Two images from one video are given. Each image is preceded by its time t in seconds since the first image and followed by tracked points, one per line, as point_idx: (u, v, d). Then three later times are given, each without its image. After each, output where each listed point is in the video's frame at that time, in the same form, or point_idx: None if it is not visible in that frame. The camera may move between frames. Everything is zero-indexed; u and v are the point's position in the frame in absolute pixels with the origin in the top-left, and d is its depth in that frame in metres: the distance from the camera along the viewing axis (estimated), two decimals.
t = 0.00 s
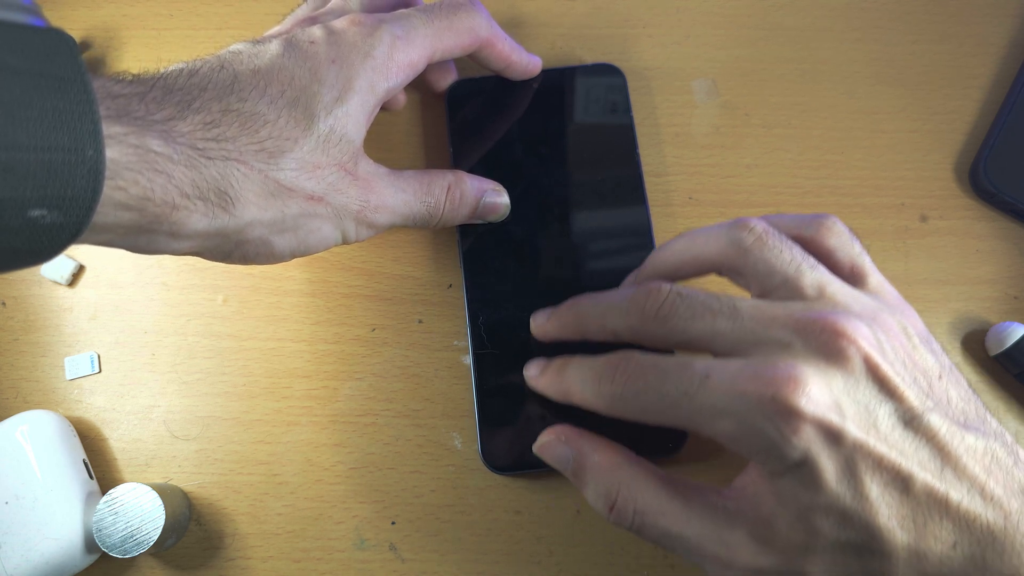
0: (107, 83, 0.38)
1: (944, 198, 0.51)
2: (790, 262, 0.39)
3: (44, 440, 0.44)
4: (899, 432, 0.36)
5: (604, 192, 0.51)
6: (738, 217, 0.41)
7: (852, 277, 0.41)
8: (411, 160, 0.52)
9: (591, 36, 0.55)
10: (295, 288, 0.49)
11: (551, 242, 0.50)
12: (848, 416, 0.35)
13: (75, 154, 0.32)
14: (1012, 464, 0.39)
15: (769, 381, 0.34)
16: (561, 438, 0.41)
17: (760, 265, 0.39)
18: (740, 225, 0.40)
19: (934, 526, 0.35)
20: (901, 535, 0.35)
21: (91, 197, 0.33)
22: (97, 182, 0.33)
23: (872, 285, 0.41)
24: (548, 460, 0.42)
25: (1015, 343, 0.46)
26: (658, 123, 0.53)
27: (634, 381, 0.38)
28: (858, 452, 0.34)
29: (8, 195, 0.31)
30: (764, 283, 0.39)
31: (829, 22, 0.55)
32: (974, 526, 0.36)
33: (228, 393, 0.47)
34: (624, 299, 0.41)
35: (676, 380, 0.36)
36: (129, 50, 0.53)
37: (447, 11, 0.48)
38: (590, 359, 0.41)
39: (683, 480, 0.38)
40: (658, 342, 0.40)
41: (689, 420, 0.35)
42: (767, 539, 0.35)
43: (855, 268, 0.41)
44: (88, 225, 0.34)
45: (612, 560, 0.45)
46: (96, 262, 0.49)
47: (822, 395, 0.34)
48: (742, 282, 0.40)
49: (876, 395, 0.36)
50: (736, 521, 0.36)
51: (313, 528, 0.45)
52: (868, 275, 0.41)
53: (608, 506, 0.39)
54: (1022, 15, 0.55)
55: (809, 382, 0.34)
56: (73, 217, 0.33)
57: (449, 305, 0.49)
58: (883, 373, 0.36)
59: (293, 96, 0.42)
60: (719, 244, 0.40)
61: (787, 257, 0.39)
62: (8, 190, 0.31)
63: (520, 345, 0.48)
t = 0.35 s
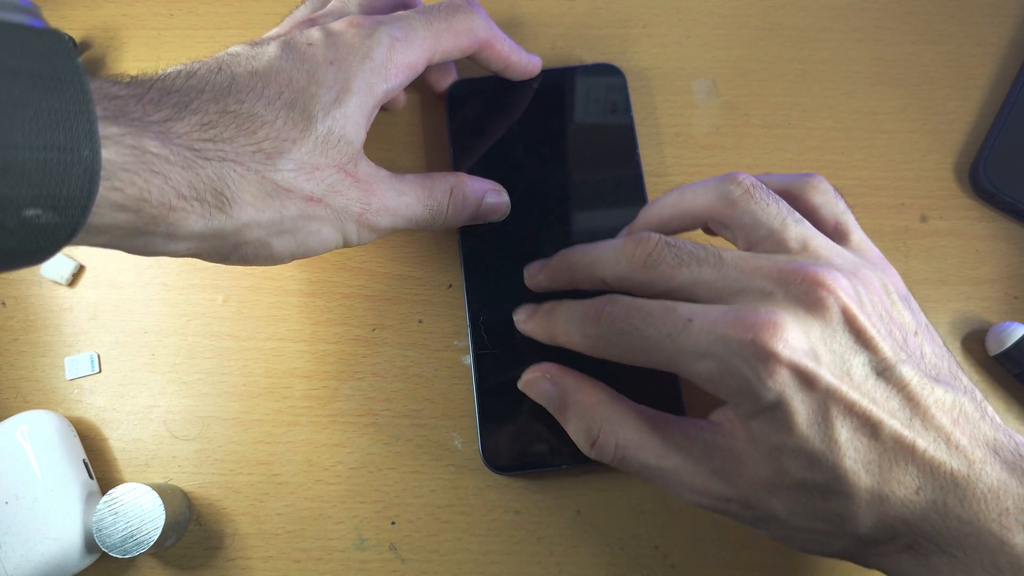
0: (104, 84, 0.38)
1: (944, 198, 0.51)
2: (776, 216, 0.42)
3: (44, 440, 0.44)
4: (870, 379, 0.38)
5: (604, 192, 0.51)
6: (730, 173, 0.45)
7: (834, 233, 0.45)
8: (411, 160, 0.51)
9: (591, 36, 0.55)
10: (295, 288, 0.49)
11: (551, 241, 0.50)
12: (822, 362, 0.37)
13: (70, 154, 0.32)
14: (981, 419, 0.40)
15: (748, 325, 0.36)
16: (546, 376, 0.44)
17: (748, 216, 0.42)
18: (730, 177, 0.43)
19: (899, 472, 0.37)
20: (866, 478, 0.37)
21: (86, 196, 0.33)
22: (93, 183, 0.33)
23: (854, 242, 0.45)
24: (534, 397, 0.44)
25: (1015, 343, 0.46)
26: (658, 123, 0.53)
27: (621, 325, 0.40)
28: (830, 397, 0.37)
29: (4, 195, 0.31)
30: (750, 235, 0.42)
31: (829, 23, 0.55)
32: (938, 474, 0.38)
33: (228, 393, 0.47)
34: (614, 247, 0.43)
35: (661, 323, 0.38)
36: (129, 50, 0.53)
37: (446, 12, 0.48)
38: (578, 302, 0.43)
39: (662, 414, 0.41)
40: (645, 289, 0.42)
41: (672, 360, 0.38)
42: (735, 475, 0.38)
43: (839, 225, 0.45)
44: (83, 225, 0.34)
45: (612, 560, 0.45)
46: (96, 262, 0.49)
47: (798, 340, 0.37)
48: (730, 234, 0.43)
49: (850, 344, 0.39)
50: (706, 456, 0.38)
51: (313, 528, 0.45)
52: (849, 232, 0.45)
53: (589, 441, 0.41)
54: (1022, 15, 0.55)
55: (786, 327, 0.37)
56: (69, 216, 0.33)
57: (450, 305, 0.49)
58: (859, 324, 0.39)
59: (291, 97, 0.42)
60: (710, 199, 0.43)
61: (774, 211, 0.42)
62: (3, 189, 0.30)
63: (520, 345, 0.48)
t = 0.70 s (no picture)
0: (104, 81, 0.38)
1: (944, 197, 0.51)
2: (756, 191, 0.43)
3: (44, 440, 0.44)
4: (844, 348, 0.39)
5: (604, 191, 0.51)
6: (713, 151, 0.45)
7: (817, 209, 0.46)
8: (411, 160, 0.51)
9: (591, 35, 0.55)
10: (295, 288, 0.48)
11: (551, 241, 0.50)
12: (797, 330, 0.38)
13: (67, 148, 0.32)
14: (953, 389, 0.41)
15: (723, 294, 0.36)
16: (537, 337, 0.43)
17: (730, 192, 0.43)
18: (713, 155, 0.44)
19: (870, 439, 0.37)
20: (835, 444, 0.37)
21: (83, 192, 0.33)
22: (90, 178, 0.33)
23: (835, 220, 0.45)
24: (524, 357, 0.44)
25: (1015, 343, 0.46)
26: (658, 123, 0.53)
27: (604, 294, 0.40)
28: (802, 365, 0.37)
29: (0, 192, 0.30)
30: (732, 210, 0.43)
31: (829, 22, 0.55)
32: (908, 442, 0.38)
33: (228, 393, 0.47)
34: (602, 223, 0.43)
35: (643, 292, 0.38)
36: (128, 50, 0.53)
37: (449, 11, 0.47)
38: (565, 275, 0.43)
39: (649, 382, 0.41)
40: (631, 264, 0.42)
41: (653, 328, 0.38)
42: (713, 442, 0.38)
43: (821, 201, 0.46)
44: (82, 222, 0.34)
45: (612, 560, 0.45)
46: (96, 262, 0.49)
47: (773, 309, 0.37)
48: (713, 210, 0.44)
49: (826, 313, 0.39)
50: (685, 422, 0.38)
51: (313, 528, 0.45)
52: (832, 209, 0.46)
53: (574, 403, 0.41)
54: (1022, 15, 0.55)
55: (761, 296, 0.37)
56: (68, 213, 0.33)
57: (450, 305, 0.48)
58: (835, 295, 0.39)
59: (296, 92, 0.42)
60: (694, 174, 0.44)
61: (755, 186, 0.43)
62: None
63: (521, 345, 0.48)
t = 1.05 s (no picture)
0: (95, 69, 0.38)
1: (944, 198, 0.51)
2: (748, 156, 0.43)
3: (44, 439, 0.44)
4: (827, 311, 0.39)
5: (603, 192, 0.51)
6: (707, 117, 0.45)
7: (808, 178, 0.46)
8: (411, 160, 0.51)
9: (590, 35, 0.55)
10: (295, 287, 0.48)
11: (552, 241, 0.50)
12: (780, 290, 0.38)
13: (64, 124, 0.32)
14: (936, 356, 0.41)
15: (709, 253, 0.37)
16: (530, 296, 0.44)
17: (721, 157, 0.43)
18: (707, 120, 0.44)
19: (850, 400, 0.38)
20: (815, 404, 0.38)
21: (84, 170, 0.33)
22: (90, 154, 0.33)
23: (826, 188, 0.45)
24: (515, 316, 0.44)
25: (1015, 343, 0.46)
26: (658, 123, 0.53)
27: (594, 252, 0.41)
28: (784, 323, 0.38)
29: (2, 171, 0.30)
30: (723, 176, 0.43)
31: (829, 22, 0.55)
32: (889, 404, 0.38)
33: (228, 393, 0.47)
34: (595, 184, 0.43)
35: (631, 250, 0.39)
36: (128, 50, 0.53)
37: None
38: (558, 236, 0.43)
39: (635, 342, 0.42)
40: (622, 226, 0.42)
41: (639, 286, 0.39)
42: (696, 399, 0.39)
43: (813, 170, 0.46)
44: (87, 203, 0.34)
45: (611, 560, 0.45)
46: (95, 262, 0.49)
47: (757, 269, 0.38)
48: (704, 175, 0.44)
49: (809, 277, 0.40)
50: (669, 380, 0.39)
51: (313, 528, 0.45)
52: (823, 178, 0.46)
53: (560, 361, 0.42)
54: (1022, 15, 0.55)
55: (745, 256, 0.38)
56: (70, 192, 0.32)
57: (449, 306, 0.48)
58: (820, 259, 0.40)
59: (281, 64, 0.42)
60: (688, 139, 0.44)
61: (747, 152, 0.43)
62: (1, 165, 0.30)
63: (523, 345, 0.47)
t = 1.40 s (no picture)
0: (95, 65, 0.38)
1: (944, 198, 0.51)
2: (751, 103, 0.44)
3: (44, 439, 0.44)
4: (819, 251, 0.42)
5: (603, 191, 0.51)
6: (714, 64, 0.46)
7: (810, 130, 0.47)
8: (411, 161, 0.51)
9: (591, 35, 0.55)
10: (295, 287, 0.48)
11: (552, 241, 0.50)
12: (774, 226, 0.40)
13: (64, 120, 0.32)
14: (923, 302, 0.43)
15: (707, 189, 0.39)
16: (524, 244, 0.44)
17: (726, 103, 0.44)
18: (714, 66, 0.45)
19: (836, 337, 0.40)
20: (803, 338, 0.40)
21: (83, 165, 0.33)
22: (89, 150, 0.33)
23: (826, 140, 0.47)
24: (507, 263, 0.44)
25: (1015, 343, 0.46)
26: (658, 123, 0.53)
27: (595, 188, 0.42)
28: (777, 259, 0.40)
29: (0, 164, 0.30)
30: (727, 121, 0.44)
31: (830, 22, 0.55)
32: (875, 342, 0.40)
33: (228, 394, 0.47)
34: (601, 125, 0.45)
35: (632, 186, 0.40)
36: (128, 50, 0.53)
37: None
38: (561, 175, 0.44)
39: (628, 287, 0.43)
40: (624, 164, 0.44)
41: (637, 220, 0.40)
42: (689, 336, 0.41)
43: (815, 122, 0.47)
44: (85, 199, 0.34)
45: (612, 560, 0.45)
46: (95, 261, 0.49)
47: (753, 205, 0.40)
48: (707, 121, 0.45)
49: (804, 217, 0.41)
50: (663, 321, 0.41)
51: (313, 528, 0.45)
52: (824, 130, 0.47)
53: (556, 304, 0.43)
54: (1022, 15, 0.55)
55: (741, 193, 0.40)
56: (69, 187, 0.32)
57: (450, 306, 0.48)
58: (814, 201, 0.41)
59: (277, 61, 0.42)
60: (695, 84, 0.45)
61: (751, 100, 0.44)
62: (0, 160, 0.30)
63: (524, 346, 0.47)
